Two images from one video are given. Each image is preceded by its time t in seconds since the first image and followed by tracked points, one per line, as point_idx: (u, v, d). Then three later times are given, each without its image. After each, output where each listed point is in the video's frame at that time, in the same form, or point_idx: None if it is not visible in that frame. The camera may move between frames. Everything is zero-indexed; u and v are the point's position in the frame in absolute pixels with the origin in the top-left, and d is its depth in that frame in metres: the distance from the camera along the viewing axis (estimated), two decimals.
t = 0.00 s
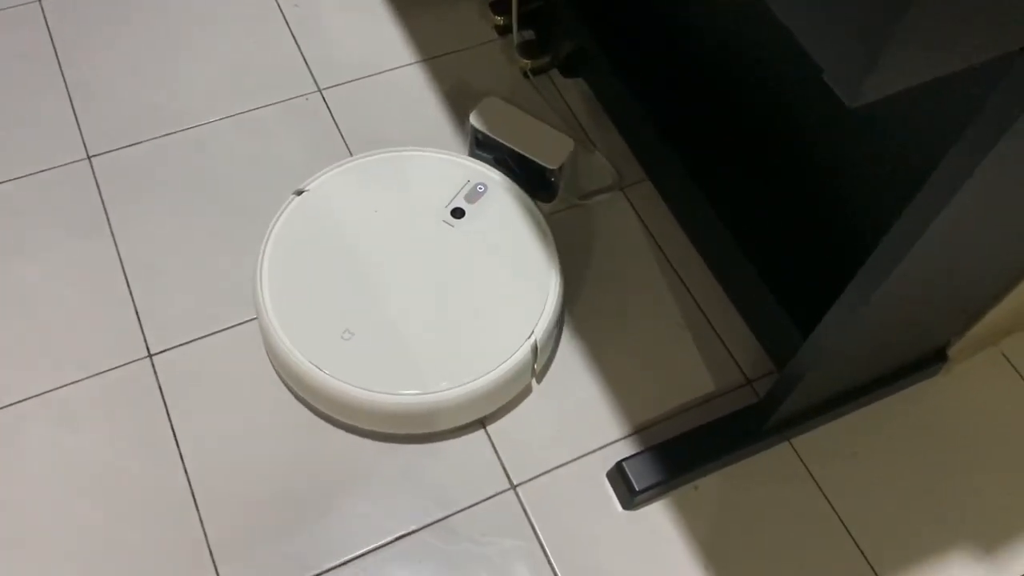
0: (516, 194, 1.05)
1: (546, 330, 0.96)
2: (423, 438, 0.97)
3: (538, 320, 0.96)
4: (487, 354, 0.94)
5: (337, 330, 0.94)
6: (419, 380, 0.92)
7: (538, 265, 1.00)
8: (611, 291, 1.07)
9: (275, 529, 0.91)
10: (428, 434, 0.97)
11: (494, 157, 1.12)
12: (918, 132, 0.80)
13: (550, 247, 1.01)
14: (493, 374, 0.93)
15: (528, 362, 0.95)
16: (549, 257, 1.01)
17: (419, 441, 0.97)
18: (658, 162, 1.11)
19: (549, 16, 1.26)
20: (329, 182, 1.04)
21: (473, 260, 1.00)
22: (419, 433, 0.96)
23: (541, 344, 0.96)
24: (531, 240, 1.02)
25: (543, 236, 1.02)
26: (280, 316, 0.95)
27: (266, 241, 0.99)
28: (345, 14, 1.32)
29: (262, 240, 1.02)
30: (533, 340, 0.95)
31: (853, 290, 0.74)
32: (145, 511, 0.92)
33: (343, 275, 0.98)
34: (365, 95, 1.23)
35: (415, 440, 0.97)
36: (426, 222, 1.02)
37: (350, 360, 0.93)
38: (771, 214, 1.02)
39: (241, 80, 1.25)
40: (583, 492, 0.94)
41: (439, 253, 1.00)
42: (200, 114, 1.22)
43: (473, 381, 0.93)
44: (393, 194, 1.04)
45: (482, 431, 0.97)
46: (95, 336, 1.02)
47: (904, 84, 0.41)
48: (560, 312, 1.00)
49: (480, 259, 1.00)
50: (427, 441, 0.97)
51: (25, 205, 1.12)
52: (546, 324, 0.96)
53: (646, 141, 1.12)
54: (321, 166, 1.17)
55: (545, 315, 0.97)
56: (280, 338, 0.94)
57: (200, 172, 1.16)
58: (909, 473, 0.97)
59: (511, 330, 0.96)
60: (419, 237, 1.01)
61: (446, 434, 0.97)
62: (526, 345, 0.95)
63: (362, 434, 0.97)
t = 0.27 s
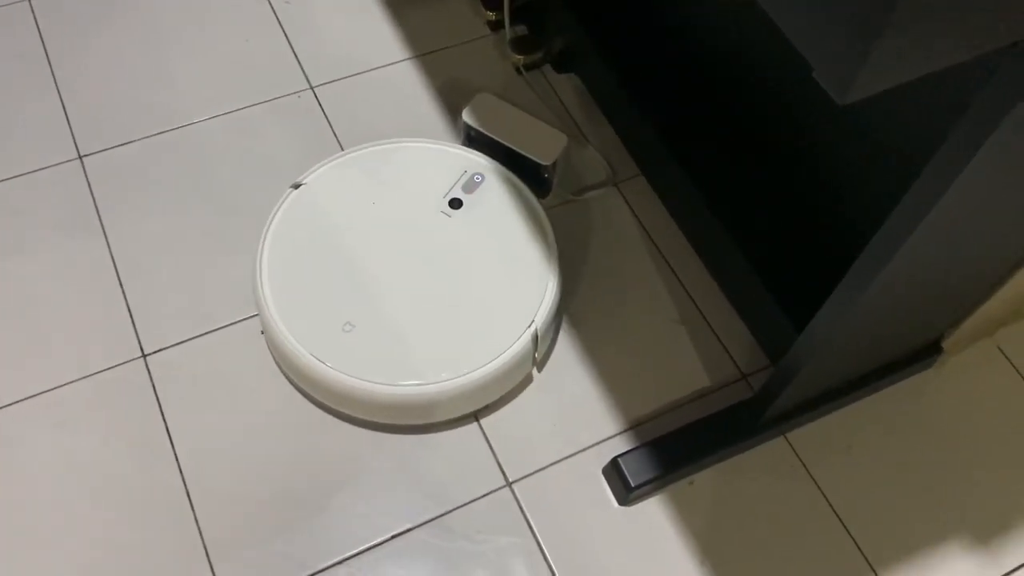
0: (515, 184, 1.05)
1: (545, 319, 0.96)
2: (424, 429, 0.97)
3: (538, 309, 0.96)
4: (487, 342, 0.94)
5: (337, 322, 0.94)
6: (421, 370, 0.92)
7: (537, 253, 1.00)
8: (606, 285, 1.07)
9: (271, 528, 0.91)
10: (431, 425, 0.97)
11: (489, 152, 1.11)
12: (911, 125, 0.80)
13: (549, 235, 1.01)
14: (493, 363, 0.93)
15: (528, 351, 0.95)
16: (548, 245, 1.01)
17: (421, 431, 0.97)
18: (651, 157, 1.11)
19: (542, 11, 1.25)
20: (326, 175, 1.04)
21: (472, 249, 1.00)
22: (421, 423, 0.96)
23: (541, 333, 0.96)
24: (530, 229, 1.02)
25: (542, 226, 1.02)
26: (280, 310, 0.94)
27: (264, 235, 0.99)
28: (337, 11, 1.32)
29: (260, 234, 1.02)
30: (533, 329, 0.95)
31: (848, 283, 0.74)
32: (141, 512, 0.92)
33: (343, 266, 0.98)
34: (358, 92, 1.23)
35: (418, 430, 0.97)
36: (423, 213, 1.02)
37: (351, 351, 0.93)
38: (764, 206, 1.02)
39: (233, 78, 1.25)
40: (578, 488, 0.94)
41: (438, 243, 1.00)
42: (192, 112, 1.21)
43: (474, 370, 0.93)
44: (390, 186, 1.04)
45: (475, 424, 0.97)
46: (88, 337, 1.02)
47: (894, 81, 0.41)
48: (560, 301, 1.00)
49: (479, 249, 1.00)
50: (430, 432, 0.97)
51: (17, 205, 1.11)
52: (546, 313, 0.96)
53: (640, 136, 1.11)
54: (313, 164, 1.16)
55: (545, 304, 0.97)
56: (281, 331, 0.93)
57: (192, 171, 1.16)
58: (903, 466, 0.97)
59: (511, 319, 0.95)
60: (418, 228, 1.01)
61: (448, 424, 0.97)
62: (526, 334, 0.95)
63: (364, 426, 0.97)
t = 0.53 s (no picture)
0: (514, 175, 1.04)
1: (546, 310, 0.95)
2: (426, 421, 0.97)
3: (538, 301, 0.96)
4: (488, 333, 0.94)
5: (338, 315, 0.94)
6: (421, 362, 0.92)
7: (537, 244, 1.00)
8: (602, 281, 1.06)
9: (269, 529, 0.91)
10: (434, 416, 0.97)
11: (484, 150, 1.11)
12: (905, 119, 0.80)
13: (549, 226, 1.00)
14: (493, 354, 0.93)
15: (529, 343, 0.95)
16: (548, 235, 1.00)
17: (422, 423, 0.97)
18: (645, 153, 1.11)
19: (535, 7, 1.25)
20: (325, 169, 1.03)
21: (471, 241, 0.99)
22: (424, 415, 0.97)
23: (542, 324, 0.96)
24: (530, 219, 1.01)
25: (541, 216, 1.01)
26: (279, 305, 0.94)
27: (264, 230, 0.99)
28: (330, 9, 1.31)
29: (260, 229, 1.02)
30: (534, 320, 0.95)
31: (844, 278, 0.74)
32: (139, 512, 0.92)
33: (344, 259, 0.98)
34: (352, 91, 1.23)
35: (421, 421, 0.97)
36: (423, 206, 1.01)
37: (352, 344, 0.93)
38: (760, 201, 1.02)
39: (226, 77, 1.24)
40: (576, 485, 0.94)
41: (438, 235, 1.00)
42: (186, 112, 1.21)
43: (475, 362, 0.93)
44: (389, 179, 1.03)
45: (470, 419, 0.98)
46: (84, 338, 1.02)
47: (885, 80, 0.41)
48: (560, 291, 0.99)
49: (479, 240, 0.99)
50: (432, 423, 0.97)
51: (10, 207, 1.11)
52: (546, 304, 0.96)
53: (635, 132, 1.11)
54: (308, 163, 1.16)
55: (545, 295, 0.97)
56: (282, 325, 0.93)
57: (187, 171, 1.15)
58: (899, 459, 0.98)
59: (512, 310, 0.95)
60: (417, 220, 1.00)
61: (450, 416, 0.98)
62: (526, 325, 0.95)
63: (368, 418, 0.98)
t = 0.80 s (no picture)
0: (511, 171, 1.04)
1: (543, 306, 0.95)
2: (425, 418, 0.97)
3: (536, 296, 0.96)
4: (486, 329, 0.94)
5: (336, 313, 0.94)
6: (420, 359, 0.92)
7: (534, 240, 1.00)
8: (601, 275, 1.06)
9: (269, 526, 0.91)
10: (432, 413, 0.97)
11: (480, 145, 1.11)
12: (901, 112, 0.79)
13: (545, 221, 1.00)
14: (492, 350, 0.93)
15: (526, 339, 0.95)
16: (545, 231, 1.00)
17: (420, 420, 0.97)
18: (642, 147, 1.11)
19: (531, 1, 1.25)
20: (321, 167, 1.03)
21: (469, 238, 0.99)
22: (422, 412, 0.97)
23: (539, 319, 0.96)
24: (526, 215, 1.01)
25: (538, 212, 1.01)
26: (277, 303, 0.94)
27: (261, 228, 0.99)
28: (325, 5, 1.31)
29: (257, 227, 1.02)
30: (531, 316, 0.95)
31: (840, 271, 0.74)
32: (140, 511, 0.92)
33: (342, 256, 0.98)
34: (347, 87, 1.22)
35: (420, 418, 0.97)
36: (419, 203, 1.01)
37: (350, 341, 0.93)
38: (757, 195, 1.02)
39: (222, 75, 1.24)
40: (575, 480, 0.94)
41: (435, 232, 0.99)
42: (181, 110, 1.20)
43: (473, 358, 0.93)
44: (386, 176, 1.03)
45: (469, 414, 0.98)
46: (82, 338, 1.02)
47: (878, 74, 0.41)
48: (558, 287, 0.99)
49: (476, 237, 0.99)
50: (431, 420, 0.97)
51: (7, 207, 1.11)
52: (543, 300, 0.96)
53: (631, 126, 1.11)
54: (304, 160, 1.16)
55: (542, 291, 0.97)
56: (280, 323, 0.93)
57: (183, 169, 1.15)
58: (898, 451, 0.98)
59: (509, 306, 0.95)
60: (414, 217, 1.00)
61: (449, 412, 0.98)
62: (524, 321, 0.95)
63: (366, 416, 0.98)
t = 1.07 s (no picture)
0: (508, 168, 1.03)
1: (542, 303, 0.95)
2: (424, 416, 0.97)
3: (534, 293, 0.95)
4: (485, 328, 0.94)
5: (334, 312, 0.94)
6: (419, 357, 0.92)
7: (532, 236, 1.00)
8: (600, 271, 1.06)
9: (270, 527, 0.91)
10: (432, 411, 0.97)
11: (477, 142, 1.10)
12: (898, 106, 0.79)
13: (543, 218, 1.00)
14: (491, 349, 0.93)
15: (525, 336, 0.95)
16: (543, 228, 1.00)
17: (420, 419, 0.97)
18: (639, 143, 1.10)
19: None
20: (318, 166, 1.03)
21: (467, 236, 0.99)
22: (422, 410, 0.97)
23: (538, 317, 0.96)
24: (524, 212, 1.01)
25: (535, 209, 1.01)
26: (275, 303, 0.94)
27: (258, 228, 0.99)
28: (320, 3, 1.30)
29: (255, 227, 1.01)
30: (530, 313, 0.95)
31: (839, 266, 0.73)
32: (141, 513, 0.92)
33: (340, 256, 0.97)
34: (343, 85, 1.22)
35: (419, 417, 0.97)
36: (416, 201, 1.01)
37: (349, 341, 0.93)
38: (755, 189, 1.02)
39: (217, 74, 1.24)
40: (575, 477, 0.94)
41: (433, 230, 0.99)
42: (177, 110, 1.20)
43: (472, 356, 0.93)
44: (383, 174, 1.03)
45: (469, 412, 0.98)
46: (80, 340, 1.02)
47: (874, 73, 0.41)
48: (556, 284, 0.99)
49: (473, 234, 0.99)
50: (430, 418, 0.97)
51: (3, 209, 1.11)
52: (542, 297, 0.96)
53: (628, 121, 1.11)
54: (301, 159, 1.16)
55: (540, 288, 0.96)
56: (279, 323, 0.93)
57: (179, 170, 1.15)
58: (898, 444, 0.98)
59: (508, 303, 0.95)
60: (412, 215, 1.00)
61: (448, 410, 0.98)
62: (523, 318, 0.95)
63: (366, 415, 0.98)
